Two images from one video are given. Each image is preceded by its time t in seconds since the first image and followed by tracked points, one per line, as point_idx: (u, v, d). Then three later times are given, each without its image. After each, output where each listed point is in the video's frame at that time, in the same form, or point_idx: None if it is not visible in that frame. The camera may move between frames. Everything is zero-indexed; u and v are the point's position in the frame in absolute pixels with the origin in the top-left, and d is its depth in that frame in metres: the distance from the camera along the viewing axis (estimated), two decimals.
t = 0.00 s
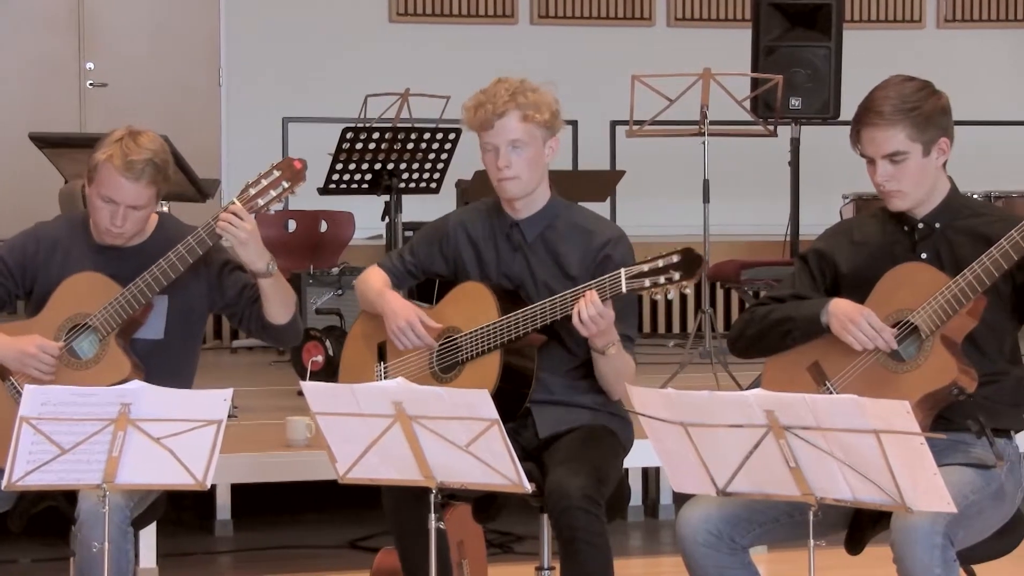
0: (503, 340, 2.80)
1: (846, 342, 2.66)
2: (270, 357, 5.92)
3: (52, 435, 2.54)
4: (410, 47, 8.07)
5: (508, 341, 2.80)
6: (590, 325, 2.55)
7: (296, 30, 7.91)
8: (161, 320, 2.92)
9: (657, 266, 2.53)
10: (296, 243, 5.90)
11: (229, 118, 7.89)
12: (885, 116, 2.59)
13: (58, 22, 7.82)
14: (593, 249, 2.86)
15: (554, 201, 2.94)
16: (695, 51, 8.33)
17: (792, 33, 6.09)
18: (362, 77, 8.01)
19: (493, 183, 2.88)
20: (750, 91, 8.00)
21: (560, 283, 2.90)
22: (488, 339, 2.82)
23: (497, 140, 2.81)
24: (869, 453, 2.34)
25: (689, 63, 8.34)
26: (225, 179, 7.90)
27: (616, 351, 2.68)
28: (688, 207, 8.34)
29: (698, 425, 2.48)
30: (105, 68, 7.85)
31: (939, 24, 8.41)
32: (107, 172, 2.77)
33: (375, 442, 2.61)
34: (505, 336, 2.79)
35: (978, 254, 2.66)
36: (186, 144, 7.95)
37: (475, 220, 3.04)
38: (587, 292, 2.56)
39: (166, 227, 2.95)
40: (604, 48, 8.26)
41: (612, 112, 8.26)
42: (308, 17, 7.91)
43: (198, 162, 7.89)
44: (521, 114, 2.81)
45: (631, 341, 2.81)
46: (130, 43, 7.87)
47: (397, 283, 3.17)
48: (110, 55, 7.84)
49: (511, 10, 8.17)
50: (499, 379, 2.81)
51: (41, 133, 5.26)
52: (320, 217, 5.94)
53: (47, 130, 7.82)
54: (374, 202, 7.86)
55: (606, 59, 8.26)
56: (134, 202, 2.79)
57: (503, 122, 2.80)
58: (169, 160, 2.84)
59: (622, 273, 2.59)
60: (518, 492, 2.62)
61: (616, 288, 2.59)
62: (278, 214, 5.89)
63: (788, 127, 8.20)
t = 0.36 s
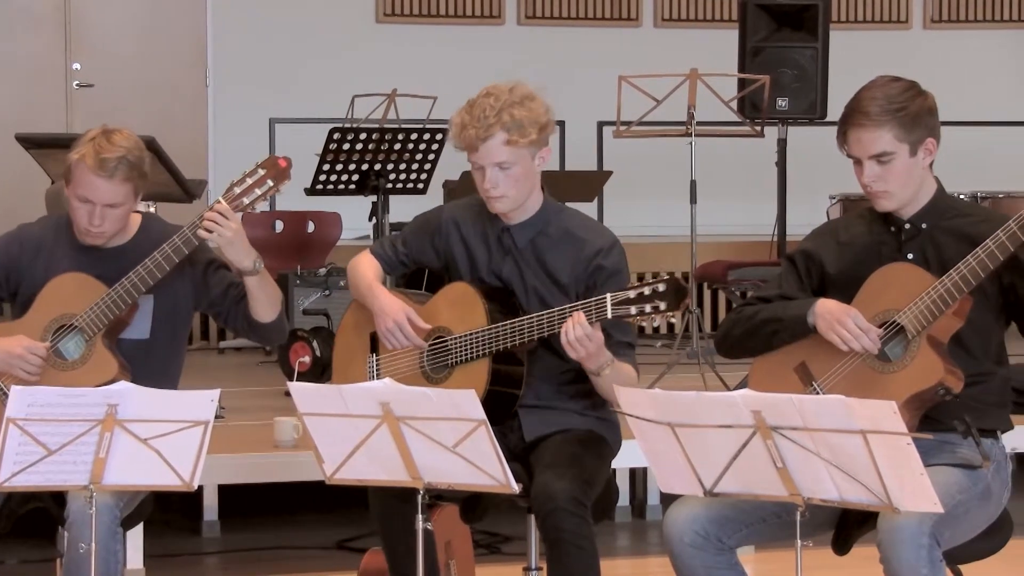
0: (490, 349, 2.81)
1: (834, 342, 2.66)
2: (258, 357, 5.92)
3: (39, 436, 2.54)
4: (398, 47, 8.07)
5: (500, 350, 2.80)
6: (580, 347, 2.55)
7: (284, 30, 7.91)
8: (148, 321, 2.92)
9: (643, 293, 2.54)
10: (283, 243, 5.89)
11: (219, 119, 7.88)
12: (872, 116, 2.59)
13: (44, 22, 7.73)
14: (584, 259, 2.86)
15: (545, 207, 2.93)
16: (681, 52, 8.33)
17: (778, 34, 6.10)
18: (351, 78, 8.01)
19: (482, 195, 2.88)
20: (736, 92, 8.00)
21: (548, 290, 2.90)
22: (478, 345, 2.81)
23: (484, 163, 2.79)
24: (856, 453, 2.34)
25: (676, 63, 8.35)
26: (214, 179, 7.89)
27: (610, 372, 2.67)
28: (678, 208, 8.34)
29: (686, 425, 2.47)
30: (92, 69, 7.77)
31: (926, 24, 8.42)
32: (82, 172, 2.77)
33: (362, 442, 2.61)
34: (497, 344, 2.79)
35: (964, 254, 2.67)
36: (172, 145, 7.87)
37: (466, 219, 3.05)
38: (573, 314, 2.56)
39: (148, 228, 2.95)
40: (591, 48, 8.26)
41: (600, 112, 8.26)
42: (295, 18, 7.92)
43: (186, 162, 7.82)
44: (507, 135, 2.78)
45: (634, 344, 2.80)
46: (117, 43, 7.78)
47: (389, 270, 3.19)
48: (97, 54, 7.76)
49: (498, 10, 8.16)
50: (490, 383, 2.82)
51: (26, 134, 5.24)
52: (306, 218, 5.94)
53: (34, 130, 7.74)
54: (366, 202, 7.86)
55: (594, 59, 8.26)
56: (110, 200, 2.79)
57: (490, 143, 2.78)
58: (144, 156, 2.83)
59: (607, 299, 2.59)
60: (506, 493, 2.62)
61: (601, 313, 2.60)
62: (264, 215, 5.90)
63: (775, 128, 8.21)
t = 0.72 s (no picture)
0: (476, 351, 2.81)
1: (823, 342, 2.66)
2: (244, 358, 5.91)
3: (24, 437, 2.53)
4: (385, 48, 8.08)
5: (488, 351, 2.80)
6: (558, 354, 2.56)
7: (271, 32, 7.91)
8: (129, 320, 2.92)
9: (620, 302, 2.58)
10: (269, 244, 5.90)
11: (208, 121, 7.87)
12: (860, 118, 2.59)
13: (28, 19, 7.60)
14: (573, 264, 2.85)
15: (534, 211, 2.92)
16: (665, 53, 8.34)
17: (764, 34, 6.11)
18: (340, 80, 8.01)
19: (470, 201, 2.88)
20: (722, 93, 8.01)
21: (537, 294, 2.89)
22: (465, 347, 2.82)
23: (471, 173, 2.80)
24: (842, 453, 2.33)
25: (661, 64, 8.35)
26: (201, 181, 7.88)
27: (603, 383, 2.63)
28: (667, 209, 8.35)
29: (672, 426, 2.46)
30: (76, 69, 7.67)
31: (911, 25, 8.43)
32: (57, 172, 2.77)
33: (347, 443, 2.60)
34: (486, 344, 2.79)
35: (950, 254, 2.67)
36: (158, 146, 7.79)
37: (455, 220, 3.04)
38: (549, 323, 2.59)
39: (127, 228, 2.94)
40: (578, 49, 8.26)
41: (587, 113, 8.26)
42: (282, 20, 7.92)
43: (172, 163, 7.76)
44: (494, 148, 2.77)
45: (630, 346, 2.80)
46: (103, 44, 7.68)
47: (381, 264, 3.20)
48: (82, 54, 7.65)
49: (484, 11, 8.17)
50: (473, 382, 2.82)
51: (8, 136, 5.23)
52: (293, 218, 5.93)
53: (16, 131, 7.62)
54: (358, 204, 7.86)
55: (580, 60, 8.27)
56: (86, 199, 2.79)
57: (477, 154, 2.78)
58: (118, 153, 2.83)
59: (585, 307, 2.63)
60: (491, 493, 2.62)
61: (580, 321, 2.63)
62: (252, 214, 5.89)
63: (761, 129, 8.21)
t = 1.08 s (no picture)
0: (460, 352, 2.80)
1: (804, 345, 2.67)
2: (231, 359, 5.91)
3: (10, 438, 2.52)
4: (372, 48, 8.07)
5: (472, 351, 2.80)
6: (498, 364, 2.62)
7: (258, 32, 7.90)
8: (113, 320, 2.92)
9: (599, 303, 2.60)
10: (255, 244, 5.91)
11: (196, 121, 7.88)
12: (849, 118, 2.60)
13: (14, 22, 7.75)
14: (561, 266, 2.85)
15: (523, 213, 2.92)
16: (652, 53, 8.34)
17: (750, 35, 6.11)
18: (328, 80, 8.00)
19: (459, 203, 2.88)
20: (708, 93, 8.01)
21: (526, 295, 2.90)
22: (450, 347, 2.82)
23: (461, 175, 2.80)
24: (828, 454, 2.33)
25: (648, 64, 8.35)
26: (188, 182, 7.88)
27: (552, 392, 2.66)
28: (656, 210, 8.36)
29: (658, 427, 2.46)
30: (62, 70, 7.81)
31: (898, 26, 8.44)
32: (29, 170, 2.78)
33: (333, 444, 2.60)
34: (470, 345, 2.79)
35: (937, 255, 2.68)
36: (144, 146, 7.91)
37: (443, 221, 3.04)
38: (488, 336, 2.65)
39: (106, 226, 2.94)
40: (564, 49, 8.26)
41: (574, 113, 8.26)
42: (268, 20, 7.91)
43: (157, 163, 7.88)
44: (485, 150, 2.77)
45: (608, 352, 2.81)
46: (88, 46, 7.82)
47: (370, 265, 3.20)
48: (67, 55, 7.80)
49: (471, 12, 8.17)
50: (458, 382, 2.82)
51: None
52: (279, 219, 5.91)
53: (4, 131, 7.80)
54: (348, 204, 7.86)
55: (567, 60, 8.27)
56: (60, 196, 2.78)
57: (468, 156, 2.77)
58: (90, 149, 2.83)
59: (566, 306, 2.64)
60: (477, 493, 2.61)
61: (560, 319, 2.64)
62: (237, 215, 5.87)
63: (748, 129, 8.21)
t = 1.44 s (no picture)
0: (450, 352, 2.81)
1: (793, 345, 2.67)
2: (219, 360, 5.90)
3: None
4: (361, 48, 8.06)
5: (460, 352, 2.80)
6: (469, 367, 2.64)
7: (246, 32, 7.89)
8: (98, 319, 2.92)
9: (589, 305, 2.60)
10: (244, 244, 5.91)
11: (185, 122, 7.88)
12: (839, 115, 2.60)
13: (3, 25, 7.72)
14: (550, 266, 2.86)
15: (512, 213, 2.92)
16: (640, 53, 8.34)
17: (739, 36, 6.12)
18: (318, 80, 7.99)
19: (450, 203, 2.87)
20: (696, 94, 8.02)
21: (516, 297, 2.90)
22: (438, 347, 2.82)
23: (454, 176, 2.79)
24: (817, 454, 2.33)
25: (636, 64, 8.35)
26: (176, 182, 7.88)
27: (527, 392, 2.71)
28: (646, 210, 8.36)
29: (646, 428, 2.46)
30: (51, 70, 7.78)
31: (885, 26, 8.46)
32: (14, 171, 2.77)
33: (322, 445, 2.60)
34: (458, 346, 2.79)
35: (925, 256, 2.68)
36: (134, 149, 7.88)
37: (431, 222, 3.04)
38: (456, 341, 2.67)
39: (90, 226, 2.95)
40: (553, 49, 8.26)
41: (563, 114, 8.26)
42: (256, 20, 7.90)
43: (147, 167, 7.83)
44: (479, 151, 2.77)
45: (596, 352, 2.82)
46: (77, 47, 7.80)
47: (359, 265, 3.20)
48: (57, 55, 7.77)
49: (459, 11, 8.16)
50: (446, 382, 2.82)
51: None
52: (267, 219, 5.93)
53: None
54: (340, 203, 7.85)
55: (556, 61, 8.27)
56: (45, 196, 2.78)
57: (462, 157, 2.77)
58: (76, 149, 2.83)
59: (555, 308, 2.63)
60: (466, 493, 2.61)
61: (550, 321, 2.64)
62: (225, 216, 5.90)
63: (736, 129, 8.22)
